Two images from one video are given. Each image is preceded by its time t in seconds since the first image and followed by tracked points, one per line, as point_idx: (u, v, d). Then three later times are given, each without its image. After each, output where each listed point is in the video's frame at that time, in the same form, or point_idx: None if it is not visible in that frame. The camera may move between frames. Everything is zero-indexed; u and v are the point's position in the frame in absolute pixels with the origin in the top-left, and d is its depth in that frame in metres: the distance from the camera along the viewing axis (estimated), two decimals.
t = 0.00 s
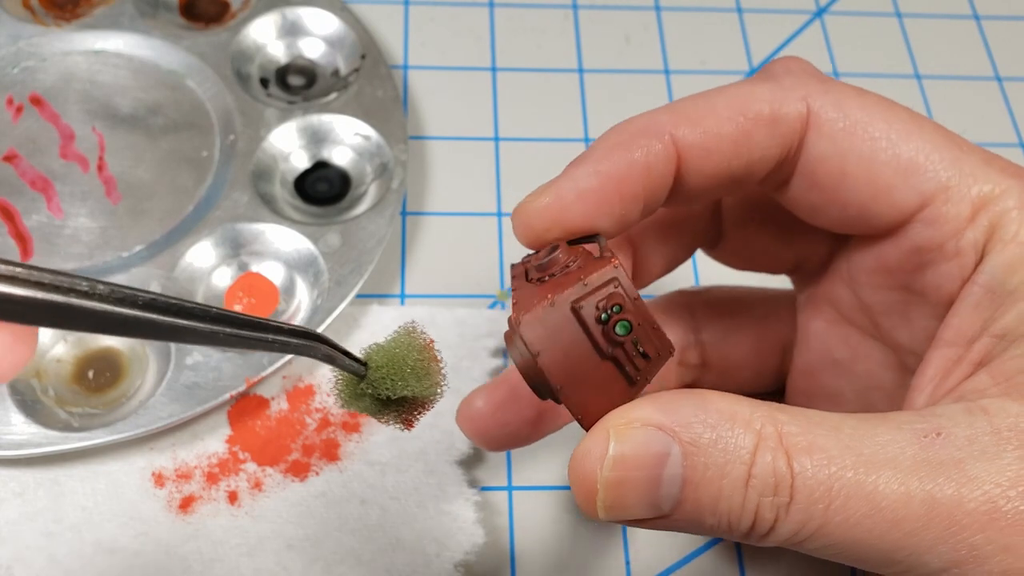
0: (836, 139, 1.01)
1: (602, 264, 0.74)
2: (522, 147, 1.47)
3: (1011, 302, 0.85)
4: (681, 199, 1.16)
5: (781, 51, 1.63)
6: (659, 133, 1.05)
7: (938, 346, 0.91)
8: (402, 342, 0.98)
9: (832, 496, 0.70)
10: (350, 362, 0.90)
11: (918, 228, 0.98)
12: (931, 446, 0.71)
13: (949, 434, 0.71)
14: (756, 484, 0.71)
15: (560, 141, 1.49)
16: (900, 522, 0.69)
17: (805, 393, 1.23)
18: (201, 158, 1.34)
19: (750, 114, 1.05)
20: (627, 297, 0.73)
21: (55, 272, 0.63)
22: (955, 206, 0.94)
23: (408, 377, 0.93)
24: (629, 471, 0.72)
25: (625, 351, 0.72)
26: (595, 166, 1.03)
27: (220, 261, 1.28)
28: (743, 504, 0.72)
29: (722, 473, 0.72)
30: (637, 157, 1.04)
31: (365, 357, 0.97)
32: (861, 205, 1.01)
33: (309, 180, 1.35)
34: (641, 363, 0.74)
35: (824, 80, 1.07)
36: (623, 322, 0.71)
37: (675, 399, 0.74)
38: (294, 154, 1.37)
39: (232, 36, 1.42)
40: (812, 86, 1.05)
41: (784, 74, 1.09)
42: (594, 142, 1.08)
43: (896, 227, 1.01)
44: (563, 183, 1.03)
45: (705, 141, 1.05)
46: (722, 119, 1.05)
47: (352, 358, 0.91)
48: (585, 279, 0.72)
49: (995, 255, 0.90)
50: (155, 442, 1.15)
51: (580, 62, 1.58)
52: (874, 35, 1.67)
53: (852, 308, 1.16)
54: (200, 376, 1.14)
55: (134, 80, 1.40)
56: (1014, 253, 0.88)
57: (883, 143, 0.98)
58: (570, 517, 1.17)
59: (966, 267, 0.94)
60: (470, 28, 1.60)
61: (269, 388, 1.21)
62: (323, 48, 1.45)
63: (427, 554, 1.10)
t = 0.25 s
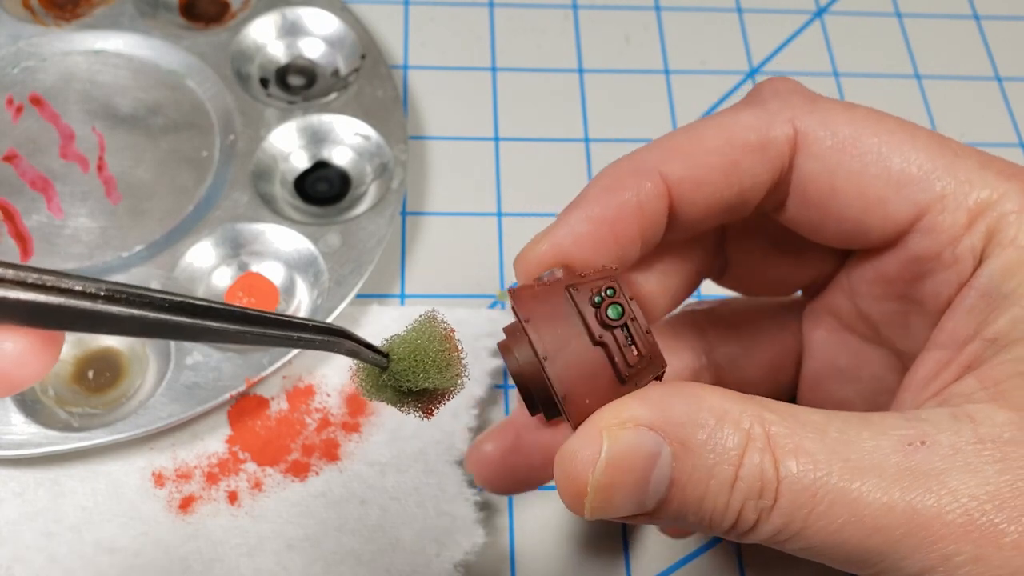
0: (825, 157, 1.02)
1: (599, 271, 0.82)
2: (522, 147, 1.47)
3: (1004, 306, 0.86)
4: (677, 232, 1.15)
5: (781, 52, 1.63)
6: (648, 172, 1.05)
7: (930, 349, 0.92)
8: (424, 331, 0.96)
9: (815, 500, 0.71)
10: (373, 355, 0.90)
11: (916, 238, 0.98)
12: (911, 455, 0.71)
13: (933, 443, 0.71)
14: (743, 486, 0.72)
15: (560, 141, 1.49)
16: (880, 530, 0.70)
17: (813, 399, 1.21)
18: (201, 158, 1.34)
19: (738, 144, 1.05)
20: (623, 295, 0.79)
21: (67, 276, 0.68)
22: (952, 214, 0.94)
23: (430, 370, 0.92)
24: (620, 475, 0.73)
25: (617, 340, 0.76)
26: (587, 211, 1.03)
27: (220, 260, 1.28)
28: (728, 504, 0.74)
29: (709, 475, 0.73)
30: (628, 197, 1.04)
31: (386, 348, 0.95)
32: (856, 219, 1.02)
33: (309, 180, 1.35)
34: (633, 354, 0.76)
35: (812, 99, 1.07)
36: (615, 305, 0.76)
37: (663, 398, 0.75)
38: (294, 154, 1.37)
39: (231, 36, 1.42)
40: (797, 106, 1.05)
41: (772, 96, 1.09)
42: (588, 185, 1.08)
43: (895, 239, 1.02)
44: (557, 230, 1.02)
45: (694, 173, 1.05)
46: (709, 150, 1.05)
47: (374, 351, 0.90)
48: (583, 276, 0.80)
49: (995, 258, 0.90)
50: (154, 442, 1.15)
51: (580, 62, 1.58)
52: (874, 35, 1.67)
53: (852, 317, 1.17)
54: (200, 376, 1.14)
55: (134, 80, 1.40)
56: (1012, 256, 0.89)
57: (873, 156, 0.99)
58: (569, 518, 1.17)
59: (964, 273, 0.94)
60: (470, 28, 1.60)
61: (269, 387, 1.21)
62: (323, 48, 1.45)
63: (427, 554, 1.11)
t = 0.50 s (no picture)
0: (824, 176, 1.02)
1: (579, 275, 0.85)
2: (522, 147, 1.47)
3: (1003, 317, 0.84)
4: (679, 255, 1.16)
5: (781, 52, 1.63)
6: (642, 199, 1.07)
7: (928, 353, 0.91)
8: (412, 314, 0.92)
9: (782, 507, 0.73)
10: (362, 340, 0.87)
11: (922, 252, 0.96)
12: (881, 467, 0.72)
13: (905, 456, 0.72)
14: (713, 490, 0.75)
15: (560, 141, 1.49)
16: (841, 539, 0.72)
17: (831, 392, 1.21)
18: (201, 158, 1.34)
19: (730, 168, 1.06)
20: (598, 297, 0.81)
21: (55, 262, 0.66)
22: (958, 226, 0.92)
23: (418, 352, 0.88)
24: (593, 487, 0.75)
25: (587, 337, 0.78)
26: (580, 238, 1.05)
27: (220, 260, 1.28)
28: (698, 505, 0.77)
29: (680, 481, 0.76)
30: (621, 225, 1.05)
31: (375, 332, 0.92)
32: (862, 234, 1.02)
33: (309, 180, 1.35)
34: (602, 351, 0.78)
35: (811, 117, 1.07)
36: (586, 303, 0.79)
37: (638, 406, 0.75)
38: (294, 154, 1.37)
39: (232, 36, 1.42)
40: (794, 127, 1.06)
41: (769, 117, 1.09)
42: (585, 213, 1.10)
43: (901, 252, 1.00)
44: (552, 256, 1.04)
45: (687, 200, 1.06)
46: (702, 176, 1.06)
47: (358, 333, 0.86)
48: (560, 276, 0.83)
49: (1002, 268, 0.87)
50: (154, 442, 1.15)
51: (580, 63, 1.58)
52: (874, 35, 1.67)
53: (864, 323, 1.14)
54: (200, 376, 1.13)
55: (134, 80, 1.40)
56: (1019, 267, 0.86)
57: (873, 171, 0.98)
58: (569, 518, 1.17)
59: (970, 286, 0.91)
60: (470, 28, 1.60)
61: (269, 387, 1.21)
62: (323, 48, 1.44)
63: (427, 554, 1.11)
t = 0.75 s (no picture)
0: (822, 182, 1.01)
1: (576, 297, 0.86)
2: (522, 147, 1.47)
3: (995, 328, 0.82)
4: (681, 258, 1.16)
5: (780, 52, 1.63)
6: (639, 204, 1.08)
7: (919, 361, 0.90)
8: (429, 307, 0.91)
9: (760, 531, 0.74)
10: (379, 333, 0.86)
11: (920, 258, 0.95)
12: (861, 484, 0.72)
13: (889, 474, 0.72)
14: (692, 514, 0.76)
15: (559, 141, 1.49)
16: (821, 559, 0.72)
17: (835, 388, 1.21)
18: (201, 158, 1.34)
19: (728, 172, 1.06)
20: (587, 325, 0.82)
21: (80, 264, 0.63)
22: (956, 234, 0.91)
23: (434, 346, 0.87)
24: (570, 517, 0.77)
25: (568, 367, 0.79)
26: (580, 244, 1.08)
27: (220, 260, 1.28)
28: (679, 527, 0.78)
29: (659, 505, 0.77)
30: (619, 230, 1.08)
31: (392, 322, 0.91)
32: (861, 240, 1.01)
33: (309, 180, 1.35)
34: (583, 382, 0.79)
35: (812, 120, 1.06)
36: (571, 331, 0.80)
37: (615, 436, 0.76)
38: (294, 154, 1.37)
39: (232, 36, 1.42)
40: (793, 131, 1.05)
41: (769, 120, 1.09)
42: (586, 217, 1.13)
43: (899, 257, 0.99)
44: (551, 262, 1.08)
45: (684, 205, 1.07)
46: (701, 181, 1.06)
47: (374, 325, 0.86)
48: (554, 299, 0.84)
49: (997, 277, 0.85)
50: (154, 442, 1.15)
51: (580, 63, 1.58)
52: (874, 35, 1.67)
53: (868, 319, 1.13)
54: (200, 376, 1.13)
55: (134, 80, 1.40)
56: (1014, 276, 0.83)
57: (872, 177, 0.97)
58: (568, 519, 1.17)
59: (966, 293, 0.90)
60: (470, 28, 1.60)
61: (269, 387, 1.21)
62: (323, 48, 1.44)
63: (427, 554, 1.11)
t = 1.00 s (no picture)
0: (817, 185, 1.01)
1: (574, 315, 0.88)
2: (521, 148, 1.47)
3: (989, 333, 0.82)
4: (679, 263, 1.16)
5: (781, 52, 1.63)
6: (638, 210, 1.09)
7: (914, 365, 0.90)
8: (463, 316, 0.85)
9: (754, 546, 0.74)
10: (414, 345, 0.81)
11: (915, 262, 0.95)
12: (857, 494, 0.72)
13: (883, 483, 0.72)
14: (685, 533, 0.77)
15: (559, 141, 1.49)
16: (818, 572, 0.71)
17: (833, 386, 1.21)
18: (201, 158, 1.34)
19: (725, 176, 1.06)
20: (582, 344, 0.84)
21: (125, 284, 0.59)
22: (951, 238, 0.91)
23: (466, 355, 0.81)
24: (561, 538, 0.78)
25: (561, 387, 0.82)
26: (580, 251, 1.08)
27: (220, 260, 1.28)
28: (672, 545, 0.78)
29: (651, 523, 0.77)
30: (617, 237, 1.08)
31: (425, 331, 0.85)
32: (855, 243, 1.01)
33: (309, 180, 1.35)
34: (573, 402, 0.82)
35: (807, 123, 1.06)
36: (564, 352, 0.83)
37: (606, 454, 0.77)
38: (294, 154, 1.37)
39: (232, 36, 1.42)
40: (789, 133, 1.05)
41: (764, 123, 1.09)
42: (585, 224, 1.13)
43: (894, 260, 0.99)
44: (551, 271, 1.08)
45: (681, 211, 1.07)
46: (697, 185, 1.07)
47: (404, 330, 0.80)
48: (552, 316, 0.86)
49: (992, 282, 0.85)
50: (154, 442, 1.15)
51: (580, 63, 1.58)
52: (874, 34, 1.67)
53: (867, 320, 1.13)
54: (201, 377, 1.14)
55: (134, 80, 1.40)
56: (1008, 281, 0.83)
57: (866, 181, 0.97)
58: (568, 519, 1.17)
59: (960, 297, 0.90)
60: (470, 28, 1.60)
61: (269, 388, 1.21)
62: (323, 48, 1.44)
63: (427, 554, 1.11)
